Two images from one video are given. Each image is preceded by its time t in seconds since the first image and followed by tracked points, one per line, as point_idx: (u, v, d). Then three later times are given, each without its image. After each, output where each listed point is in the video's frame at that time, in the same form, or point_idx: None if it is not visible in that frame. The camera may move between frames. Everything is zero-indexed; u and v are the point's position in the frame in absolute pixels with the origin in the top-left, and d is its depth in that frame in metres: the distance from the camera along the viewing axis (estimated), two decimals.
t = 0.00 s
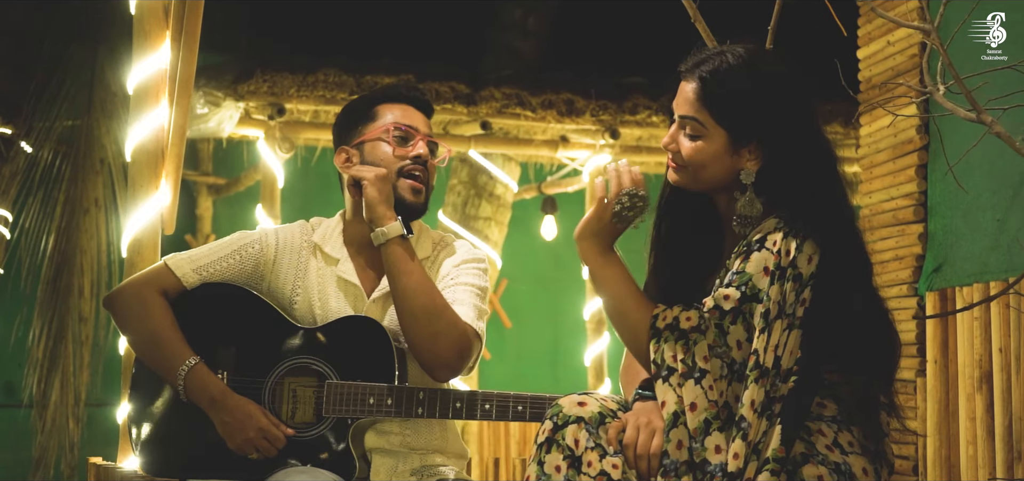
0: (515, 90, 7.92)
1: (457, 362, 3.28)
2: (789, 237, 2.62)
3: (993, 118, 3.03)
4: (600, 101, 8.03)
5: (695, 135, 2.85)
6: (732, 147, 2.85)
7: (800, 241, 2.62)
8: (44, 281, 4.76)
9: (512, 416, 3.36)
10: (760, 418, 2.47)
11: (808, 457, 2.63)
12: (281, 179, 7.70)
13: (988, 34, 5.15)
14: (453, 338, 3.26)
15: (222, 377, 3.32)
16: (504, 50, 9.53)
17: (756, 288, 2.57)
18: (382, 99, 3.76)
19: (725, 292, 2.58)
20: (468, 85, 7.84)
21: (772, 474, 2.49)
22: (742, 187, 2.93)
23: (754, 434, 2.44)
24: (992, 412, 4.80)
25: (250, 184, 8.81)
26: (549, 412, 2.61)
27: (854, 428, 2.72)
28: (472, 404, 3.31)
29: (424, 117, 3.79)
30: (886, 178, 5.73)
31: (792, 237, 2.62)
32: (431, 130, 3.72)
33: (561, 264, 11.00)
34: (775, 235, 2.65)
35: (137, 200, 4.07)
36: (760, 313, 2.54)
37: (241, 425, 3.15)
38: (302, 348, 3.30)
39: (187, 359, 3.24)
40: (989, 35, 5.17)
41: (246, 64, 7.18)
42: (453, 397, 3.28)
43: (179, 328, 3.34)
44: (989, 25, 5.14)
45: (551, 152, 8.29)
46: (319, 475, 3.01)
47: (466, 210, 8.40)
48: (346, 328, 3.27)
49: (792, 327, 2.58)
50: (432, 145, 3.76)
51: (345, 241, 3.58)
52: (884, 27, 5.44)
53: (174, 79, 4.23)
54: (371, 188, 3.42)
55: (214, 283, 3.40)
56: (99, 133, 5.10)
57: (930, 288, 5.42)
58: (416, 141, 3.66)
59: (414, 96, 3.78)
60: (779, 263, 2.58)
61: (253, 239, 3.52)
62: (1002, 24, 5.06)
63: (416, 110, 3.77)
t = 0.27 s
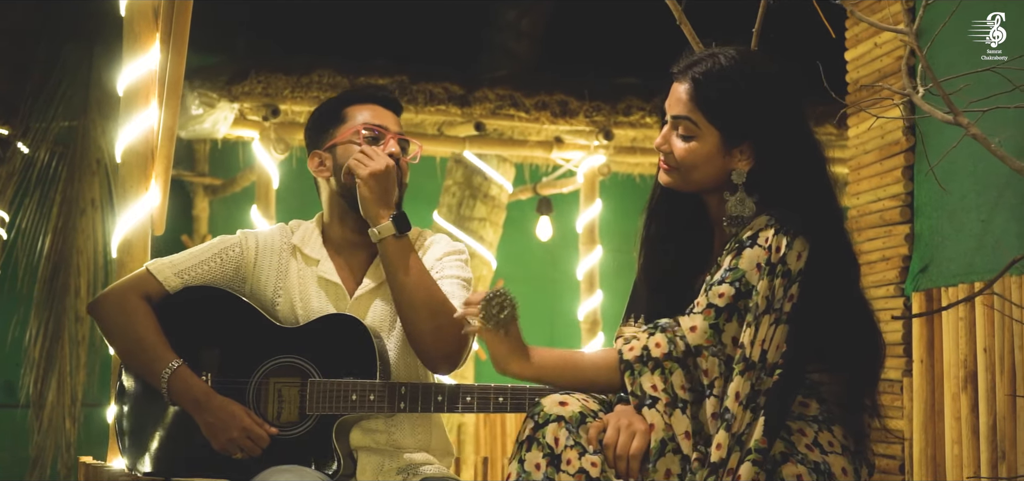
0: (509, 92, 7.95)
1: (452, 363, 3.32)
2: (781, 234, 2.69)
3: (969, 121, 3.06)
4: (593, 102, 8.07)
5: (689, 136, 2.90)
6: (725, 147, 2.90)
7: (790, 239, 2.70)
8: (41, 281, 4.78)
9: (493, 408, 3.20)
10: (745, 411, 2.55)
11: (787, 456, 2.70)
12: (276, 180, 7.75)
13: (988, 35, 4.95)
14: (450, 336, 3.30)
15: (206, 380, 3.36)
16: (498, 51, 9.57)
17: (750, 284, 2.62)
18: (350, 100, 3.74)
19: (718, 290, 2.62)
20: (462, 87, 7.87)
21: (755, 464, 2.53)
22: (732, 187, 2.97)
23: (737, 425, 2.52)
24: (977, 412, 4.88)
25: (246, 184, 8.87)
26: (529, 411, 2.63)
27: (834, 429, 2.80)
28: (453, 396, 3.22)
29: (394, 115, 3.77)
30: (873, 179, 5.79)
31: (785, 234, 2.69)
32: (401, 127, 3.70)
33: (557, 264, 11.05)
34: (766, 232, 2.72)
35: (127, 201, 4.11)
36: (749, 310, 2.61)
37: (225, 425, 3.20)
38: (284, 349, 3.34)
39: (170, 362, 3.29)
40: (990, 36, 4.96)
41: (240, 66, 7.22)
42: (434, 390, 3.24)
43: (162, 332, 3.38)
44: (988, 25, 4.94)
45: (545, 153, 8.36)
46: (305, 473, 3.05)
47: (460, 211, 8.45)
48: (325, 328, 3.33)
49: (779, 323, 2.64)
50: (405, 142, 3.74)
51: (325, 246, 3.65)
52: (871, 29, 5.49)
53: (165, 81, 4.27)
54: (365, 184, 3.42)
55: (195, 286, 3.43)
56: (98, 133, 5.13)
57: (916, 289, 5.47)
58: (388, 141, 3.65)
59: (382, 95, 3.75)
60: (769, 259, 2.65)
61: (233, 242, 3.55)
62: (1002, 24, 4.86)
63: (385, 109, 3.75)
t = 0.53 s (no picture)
0: (500, 93, 7.99)
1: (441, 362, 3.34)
2: (766, 231, 2.75)
3: (945, 123, 3.09)
4: (584, 103, 8.11)
5: (679, 134, 2.96)
6: (714, 144, 2.95)
7: (776, 236, 2.75)
8: (36, 281, 4.78)
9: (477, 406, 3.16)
10: (726, 403, 2.57)
11: (765, 453, 2.71)
12: (269, 181, 7.78)
13: (988, 36, 4.84)
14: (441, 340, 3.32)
15: (192, 379, 3.40)
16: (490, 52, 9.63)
17: (732, 277, 2.69)
18: (327, 101, 3.75)
19: (700, 280, 2.70)
20: (454, 88, 7.91)
21: (735, 455, 2.54)
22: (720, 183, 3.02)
23: (718, 416, 2.54)
24: (959, 411, 4.93)
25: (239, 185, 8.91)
26: (512, 407, 2.63)
27: (813, 426, 2.81)
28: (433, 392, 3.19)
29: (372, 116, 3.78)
30: (858, 180, 5.85)
31: (770, 231, 2.75)
32: (379, 128, 3.70)
33: (550, 264, 11.08)
34: (752, 229, 2.78)
35: (117, 202, 4.14)
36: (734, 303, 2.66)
37: (210, 424, 3.24)
38: (268, 347, 3.38)
39: (156, 362, 3.34)
40: (990, 36, 4.86)
41: (232, 67, 7.26)
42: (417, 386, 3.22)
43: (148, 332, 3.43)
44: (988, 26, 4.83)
45: (537, 154, 8.38)
46: (290, 470, 3.10)
47: (452, 212, 8.49)
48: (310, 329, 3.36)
49: (762, 318, 2.69)
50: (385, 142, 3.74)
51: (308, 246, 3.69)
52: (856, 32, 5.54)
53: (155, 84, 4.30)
54: (366, 217, 3.33)
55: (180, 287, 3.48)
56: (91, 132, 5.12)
57: (900, 288, 5.55)
58: (366, 142, 3.65)
59: (359, 96, 3.77)
60: (753, 256, 2.71)
61: (218, 243, 3.59)
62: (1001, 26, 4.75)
63: (363, 110, 3.77)
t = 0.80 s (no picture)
0: (489, 93, 8.04)
1: (433, 358, 3.38)
2: (758, 229, 2.80)
3: (923, 122, 3.15)
4: (573, 104, 8.13)
5: (674, 135, 3.01)
6: (710, 146, 3.00)
7: (767, 234, 2.80)
8: (26, 281, 4.77)
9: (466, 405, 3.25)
10: (714, 394, 2.62)
11: (748, 449, 2.73)
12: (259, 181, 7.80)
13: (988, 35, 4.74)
14: (432, 337, 3.35)
15: (182, 378, 3.43)
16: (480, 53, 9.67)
17: (723, 271, 2.73)
18: (312, 101, 3.79)
19: (692, 273, 2.74)
20: (443, 88, 7.95)
21: (722, 446, 2.57)
22: (715, 182, 3.06)
23: (706, 407, 2.59)
24: (942, 409, 5.00)
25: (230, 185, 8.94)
26: (500, 400, 2.67)
27: (796, 423, 2.83)
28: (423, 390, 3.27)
29: (357, 116, 3.81)
30: (842, 180, 5.91)
31: (762, 229, 2.80)
32: (364, 129, 3.74)
33: (538, 264, 11.13)
34: (745, 227, 2.81)
35: (107, 200, 4.17)
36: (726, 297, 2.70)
37: (195, 423, 3.28)
38: (257, 345, 3.41)
39: (143, 362, 3.38)
40: (990, 35, 4.75)
41: (223, 67, 7.28)
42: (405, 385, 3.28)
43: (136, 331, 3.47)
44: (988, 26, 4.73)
45: (526, 154, 8.49)
46: (279, 467, 3.14)
47: (442, 212, 8.52)
48: (299, 328, 3.40)
49: (752, 313, 2.74)
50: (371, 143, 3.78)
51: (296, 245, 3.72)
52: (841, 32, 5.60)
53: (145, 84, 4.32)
54: (388, 265, 3.28)
55: (169, 286, 3.51)
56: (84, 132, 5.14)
57: (884, 288, 5.61)
58: (350, 142, 3.68)
59: (344, 96, 3.81)
60: (745, 252, 2.76)
61: (207, 244, 3.62)
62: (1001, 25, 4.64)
63: (348, 110, 3.80)
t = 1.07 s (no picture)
0: (478, 94, 8.08)
1: (428, 361, 3.41)
2: (752, 227, 2.84)
3: (906, 125, 3.21)
4: (562, 105, 8.18)
5: (675, 135, 3.06)
6: (709, 146, 3.05)
7: (761, 233, 2.85)
8: (16, 280, 4.75)
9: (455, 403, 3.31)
10: (705, 389, 2.67)
11: (735, 446, 2.77)
12: (248, 181, 7.82)
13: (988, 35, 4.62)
14: (428, 340, 3.40)
15: (175, 375, 3.46)
16: (469, 55, 9.71)
17: (718, 268, 2.77)
18: (301, 106, 3.81)
19: (687, 270, 2.78)
20: (432, 89, 7.99)
21: (712, 438, 2.63)
22: (713, 182, 3.11)
23: (697, 401, 2.64)
24: (926, 407, 5.06)
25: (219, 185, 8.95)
26: (490, 395, 2.74)
27: (781, 422, 2.88)
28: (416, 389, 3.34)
29: (346, 119, 3.83)
30: (828, 181, 5.95)
31: (756, 228, 2.85)
32: (354, 133, 3.76)
33: (527, 264, 11.18)
34: (739, 225, 2.86)
35: (99, 200, 4.18)
36: (719, 296, 2.75)
37: (187, 419, 3.30)
38: (250, 344, 3.45)
39: (135, 357, 3.38)
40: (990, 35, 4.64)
41: (213, 68, 7.30)
42: (396, 386, 3.34)
43: (128, 326, 3.48)
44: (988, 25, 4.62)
45: (515, 155, 8.52)
46: (269, 463, 3.17)
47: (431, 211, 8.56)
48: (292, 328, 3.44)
49: (744, 311, 2.79)
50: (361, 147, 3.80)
51: (290, 246, 3.74)
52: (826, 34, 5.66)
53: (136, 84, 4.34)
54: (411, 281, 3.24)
55: (163, 283, 3.52)
56: (76, 132, 5.19)
57: (869, 287, 5.68)
58: (342, 150, 3.71)
59: (331, 99, 3.83)
60: (739, 250, 2.81)
61: (201, 242, 3.62)
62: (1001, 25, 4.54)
63: (337, 114, 3.83)
